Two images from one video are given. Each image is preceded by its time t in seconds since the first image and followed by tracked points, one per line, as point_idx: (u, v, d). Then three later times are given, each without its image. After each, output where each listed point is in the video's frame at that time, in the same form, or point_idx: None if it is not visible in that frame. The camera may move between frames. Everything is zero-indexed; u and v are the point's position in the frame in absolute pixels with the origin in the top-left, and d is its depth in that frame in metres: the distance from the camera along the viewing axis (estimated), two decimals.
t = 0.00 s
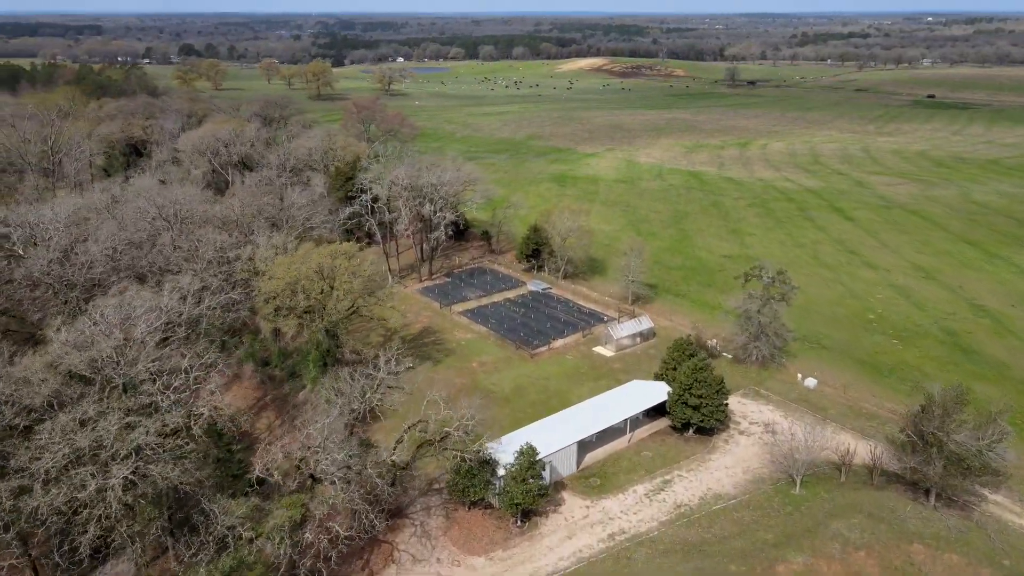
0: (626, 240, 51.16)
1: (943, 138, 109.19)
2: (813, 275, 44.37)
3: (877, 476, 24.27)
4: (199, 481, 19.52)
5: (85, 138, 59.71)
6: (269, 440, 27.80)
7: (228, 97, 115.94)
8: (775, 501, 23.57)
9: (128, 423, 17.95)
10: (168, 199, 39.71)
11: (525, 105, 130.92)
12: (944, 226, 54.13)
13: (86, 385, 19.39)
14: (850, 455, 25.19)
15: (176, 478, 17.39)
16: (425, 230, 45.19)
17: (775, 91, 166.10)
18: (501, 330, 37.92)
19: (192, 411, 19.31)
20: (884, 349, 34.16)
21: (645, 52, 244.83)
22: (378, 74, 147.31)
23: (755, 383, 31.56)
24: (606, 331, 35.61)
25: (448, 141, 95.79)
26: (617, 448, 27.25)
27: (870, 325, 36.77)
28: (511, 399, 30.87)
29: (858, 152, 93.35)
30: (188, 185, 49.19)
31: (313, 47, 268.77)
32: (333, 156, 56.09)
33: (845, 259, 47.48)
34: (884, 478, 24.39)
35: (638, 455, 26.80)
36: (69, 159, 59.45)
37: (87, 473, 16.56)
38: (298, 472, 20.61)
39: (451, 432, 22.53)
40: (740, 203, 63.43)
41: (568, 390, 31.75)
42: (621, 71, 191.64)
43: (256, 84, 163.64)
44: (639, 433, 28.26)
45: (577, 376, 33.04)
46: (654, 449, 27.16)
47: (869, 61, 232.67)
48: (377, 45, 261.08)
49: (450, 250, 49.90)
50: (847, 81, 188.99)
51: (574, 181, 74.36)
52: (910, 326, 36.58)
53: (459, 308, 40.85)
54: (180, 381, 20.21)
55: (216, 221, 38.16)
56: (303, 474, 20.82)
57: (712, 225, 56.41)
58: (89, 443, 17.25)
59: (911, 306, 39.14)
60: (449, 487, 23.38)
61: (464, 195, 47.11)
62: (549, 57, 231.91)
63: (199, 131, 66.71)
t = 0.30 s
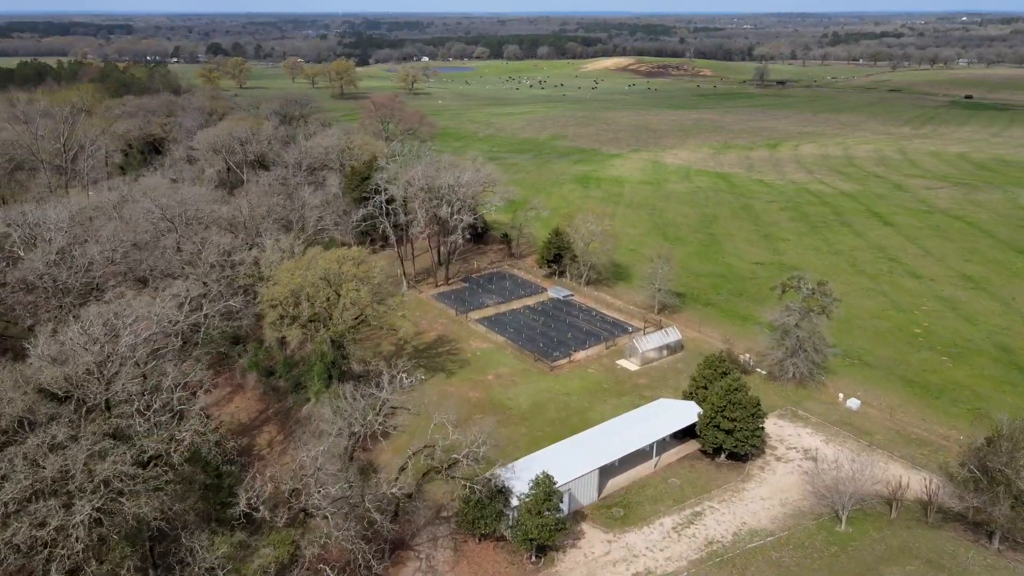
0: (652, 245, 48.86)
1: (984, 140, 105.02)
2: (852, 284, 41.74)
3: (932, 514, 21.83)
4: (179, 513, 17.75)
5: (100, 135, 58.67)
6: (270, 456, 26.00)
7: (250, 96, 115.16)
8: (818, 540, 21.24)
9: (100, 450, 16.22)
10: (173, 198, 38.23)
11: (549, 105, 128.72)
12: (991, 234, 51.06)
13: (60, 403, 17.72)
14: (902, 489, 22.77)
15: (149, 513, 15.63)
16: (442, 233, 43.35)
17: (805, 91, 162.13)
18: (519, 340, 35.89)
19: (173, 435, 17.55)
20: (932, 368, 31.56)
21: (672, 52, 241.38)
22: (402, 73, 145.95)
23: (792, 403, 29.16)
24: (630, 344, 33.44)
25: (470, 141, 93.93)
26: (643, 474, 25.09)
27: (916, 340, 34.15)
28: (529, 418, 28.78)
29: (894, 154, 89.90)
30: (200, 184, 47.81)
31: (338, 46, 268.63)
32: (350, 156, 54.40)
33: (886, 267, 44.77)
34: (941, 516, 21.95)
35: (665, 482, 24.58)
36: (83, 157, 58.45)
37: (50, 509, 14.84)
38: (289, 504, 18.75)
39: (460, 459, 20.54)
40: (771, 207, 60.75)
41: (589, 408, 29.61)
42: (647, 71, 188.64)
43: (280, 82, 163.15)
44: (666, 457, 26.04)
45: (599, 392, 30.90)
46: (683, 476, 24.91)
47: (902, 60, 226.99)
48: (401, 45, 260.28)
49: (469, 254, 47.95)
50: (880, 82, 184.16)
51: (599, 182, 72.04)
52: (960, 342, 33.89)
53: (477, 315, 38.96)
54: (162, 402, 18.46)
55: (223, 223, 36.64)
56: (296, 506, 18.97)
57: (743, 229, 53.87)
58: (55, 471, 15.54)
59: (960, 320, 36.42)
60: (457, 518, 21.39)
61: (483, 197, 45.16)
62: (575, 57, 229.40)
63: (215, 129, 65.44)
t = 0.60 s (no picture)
0: (677, 250, 46.63)
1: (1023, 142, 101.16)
2: (891, 296, 39.22)
3: (995, 562, 19.43)
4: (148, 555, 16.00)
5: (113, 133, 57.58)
6: (266, 477, 24.35)
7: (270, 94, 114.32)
8: None
9: (58, 484, 14.51)
10: (176, 198, 36.74)
11: (571, 105, 126.57)
12: None
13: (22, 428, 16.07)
14: (959, 530, 20.38)
15: (109, 560, 13.94)
16: (457, 237, 41.47)
17: (834, 92, 158.45)
18: (535, 352, 33.94)
19: (143, 467, 15.81)
20: (984, 389, 29.06)
21: (697, 52, 238.11)
22: (423, 72, 144.57)
23: (831, 426, 26.86)
24: (654, 358, 31.28)
25: (490, 141, 92.05)
26: (668, 505, 22.95)
27: (965, 358, 31.60)
28: (544, 439, 26.80)
29: (929, 157, 86.62)
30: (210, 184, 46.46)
31: (361, 45, 268.44)
32: (365, 156, 52.77)
33: (927, 277, 42.13)
34: (1004, 563, 19.55)
35: (692, 515, 22.44)
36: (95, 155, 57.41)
37: None
38: (273, 545, 16.96)
39: (465, 492, 18.61)
40: (802, 211, 58.20)
41: (610, 428, 27.56)
42: (672, 71, 185.76)
43: (301, 80, 162.57)
44: (694, 486, 23.87)
45: (620, 410, 28.79)
46: (712, 508, 22.75)
47: (934, 60, 221.60)
48: (424, 44, 259.50)
49: (485, 259, 46.09)
50: (911, 82, 179.60)
51: (621, 184, 69.83)
52: (1013, 361, 31.34)
53: (492, 325, 37.03)
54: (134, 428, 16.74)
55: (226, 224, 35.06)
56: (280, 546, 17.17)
57: (773, 235, 51.38)
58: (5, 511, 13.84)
59: (1011, 336, 33.81)
60: (463, 556, 19.43)
61: (502, 199, 43.20)
62: (598, 57, 226.97)
63: (230, 127, 64.19)
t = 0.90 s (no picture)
0: (702, 256, 44.40)
1: None
2: (932, 307, 36.73)
3: None
4: None
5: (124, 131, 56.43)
6: (259, 500, 22.66)
7: (288, 92, 113.29)
8: None
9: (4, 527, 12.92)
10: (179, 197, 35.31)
11: (593, 105, 124.30)
12: None
13: None
14: None
15: None
16: (471, 241, 39.61)
17: (862, 92, 154.72)
18: (551, 365, 31.96)
19: (104, 506, 14.18)
20: None
21: (721, 51, 234.59)
22: (443, 71, 142.99)
23: (873, 453, 24.59)
24: (679, 374, 29.11)
25: (508, 141, 90.11)
26: (694, 542, 20.86)
27: (1017, 377, 29.13)
28: (560, 462, 24.81)
29: (965, 159, 83.40)
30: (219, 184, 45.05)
31: (382, 44, 268.51)
32: (378, 155, 51.08)
33: (971, 287, 39.55)
34: None
35: (721, 553, 20.33)
36: (106, 154, 56.32)
37: None
38: None
39: (467, 531, 16.64)
40: (834, 214, 55.65)
41: (631, 450, 25.51)
42: (695, 70, 182.75)
43: (321, 79, 161.69)
44: (724, 520, 21.72)
45: (643, 430, 26.70)
46: (744, 546, 20.61)
47: (965, 61, 216.27)
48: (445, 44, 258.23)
49: (501, 263, 44.19)
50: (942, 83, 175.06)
51: (643, 186, 67.58)
52: None
53: (506, 334, 35.15)
54: (99, 459, 15.17)
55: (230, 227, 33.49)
56: None
57: (803, 240, 48.95)
58: None
59: None
60: None
61: (518, 202, 41.25)
62: (620, 57, 224.31)
63: (243, 124, 62.83)
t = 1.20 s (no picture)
0: (728, 263, 42.18)
1: None
2: (977, 321, 34.23)
3: None
4: None
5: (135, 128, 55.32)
6: (248, 525, 20.97)
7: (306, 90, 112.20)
8: None
9: None
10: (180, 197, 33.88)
11: (615, 105, 121.97)
12: None
13: None
14: None
15: None
16: (485, 245, 37.71)
17: (891, 92, 150.92)
18: (567, 378, 29.96)
19: (50, 553, 12.52)
20: None
21: (745, 51, 230.92)
22: (464, 69, 141.36)
23: (921, 484, 22.31)
24: (705, 392, 26.98)
25: (528, 140, 88.10)
26: None
27: None
28: (575, 488, 22.80)
29: (1002, 162, 80.13)
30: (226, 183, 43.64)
31: (404, 44, 267.82)
32: (392, 154, 49.40)
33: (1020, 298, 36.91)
34: None
35: None
36: (117, 151, 55.23)
37: None
38: None
39: None
40: (867, 219, 53.09)
41: (652, 475, 23.46)
42: (720, 70, 179.63)
43: (341, 78, 160.89)
44: (756, 559, 19.63)
45: (666, 453, 24.63)
46: None
47: (998, 60, 210.75)
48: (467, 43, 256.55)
49: (517, 268, 42.31)
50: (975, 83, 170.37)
51: (665, 188, 65.35)
52: None
53: (520, 344, 33.23)
54: (50, 495, 13.53)
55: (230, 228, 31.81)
56: None
57: (835, 245, 46.52)
58: None
59: None
60: None
61: (536, 204, 39.26)
62: (643, 57, 221.58)
63: (257, 122, 61.53)
